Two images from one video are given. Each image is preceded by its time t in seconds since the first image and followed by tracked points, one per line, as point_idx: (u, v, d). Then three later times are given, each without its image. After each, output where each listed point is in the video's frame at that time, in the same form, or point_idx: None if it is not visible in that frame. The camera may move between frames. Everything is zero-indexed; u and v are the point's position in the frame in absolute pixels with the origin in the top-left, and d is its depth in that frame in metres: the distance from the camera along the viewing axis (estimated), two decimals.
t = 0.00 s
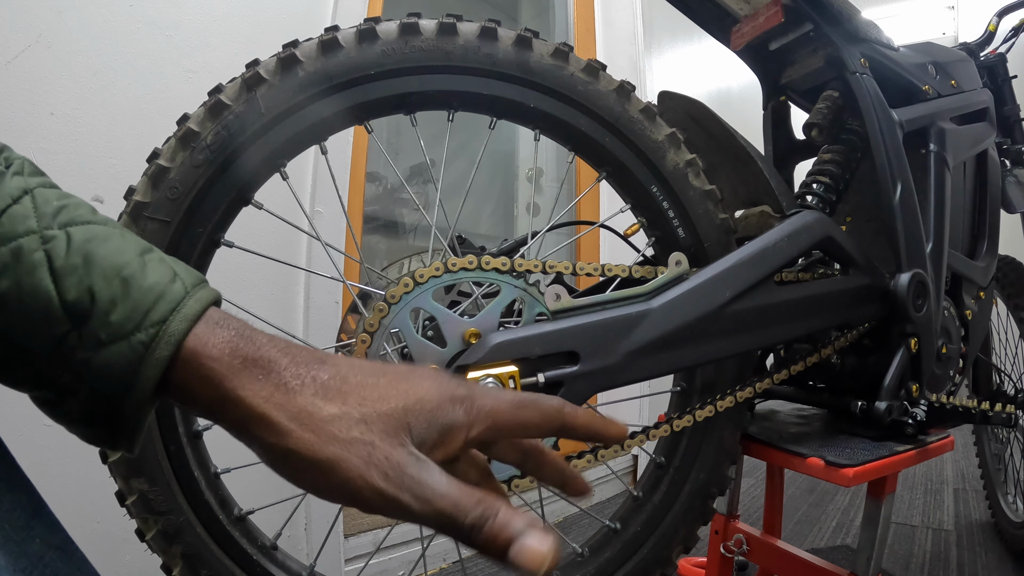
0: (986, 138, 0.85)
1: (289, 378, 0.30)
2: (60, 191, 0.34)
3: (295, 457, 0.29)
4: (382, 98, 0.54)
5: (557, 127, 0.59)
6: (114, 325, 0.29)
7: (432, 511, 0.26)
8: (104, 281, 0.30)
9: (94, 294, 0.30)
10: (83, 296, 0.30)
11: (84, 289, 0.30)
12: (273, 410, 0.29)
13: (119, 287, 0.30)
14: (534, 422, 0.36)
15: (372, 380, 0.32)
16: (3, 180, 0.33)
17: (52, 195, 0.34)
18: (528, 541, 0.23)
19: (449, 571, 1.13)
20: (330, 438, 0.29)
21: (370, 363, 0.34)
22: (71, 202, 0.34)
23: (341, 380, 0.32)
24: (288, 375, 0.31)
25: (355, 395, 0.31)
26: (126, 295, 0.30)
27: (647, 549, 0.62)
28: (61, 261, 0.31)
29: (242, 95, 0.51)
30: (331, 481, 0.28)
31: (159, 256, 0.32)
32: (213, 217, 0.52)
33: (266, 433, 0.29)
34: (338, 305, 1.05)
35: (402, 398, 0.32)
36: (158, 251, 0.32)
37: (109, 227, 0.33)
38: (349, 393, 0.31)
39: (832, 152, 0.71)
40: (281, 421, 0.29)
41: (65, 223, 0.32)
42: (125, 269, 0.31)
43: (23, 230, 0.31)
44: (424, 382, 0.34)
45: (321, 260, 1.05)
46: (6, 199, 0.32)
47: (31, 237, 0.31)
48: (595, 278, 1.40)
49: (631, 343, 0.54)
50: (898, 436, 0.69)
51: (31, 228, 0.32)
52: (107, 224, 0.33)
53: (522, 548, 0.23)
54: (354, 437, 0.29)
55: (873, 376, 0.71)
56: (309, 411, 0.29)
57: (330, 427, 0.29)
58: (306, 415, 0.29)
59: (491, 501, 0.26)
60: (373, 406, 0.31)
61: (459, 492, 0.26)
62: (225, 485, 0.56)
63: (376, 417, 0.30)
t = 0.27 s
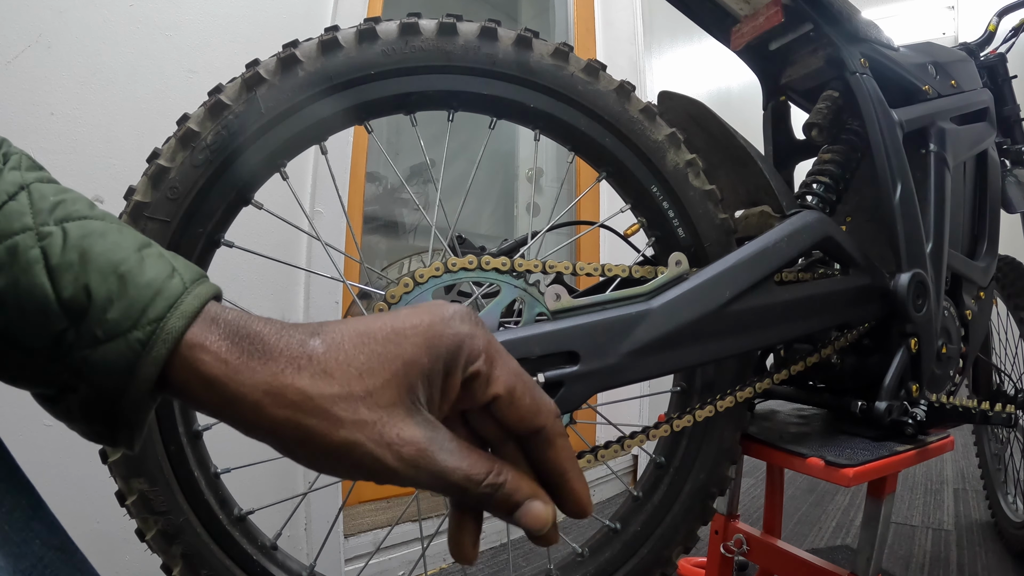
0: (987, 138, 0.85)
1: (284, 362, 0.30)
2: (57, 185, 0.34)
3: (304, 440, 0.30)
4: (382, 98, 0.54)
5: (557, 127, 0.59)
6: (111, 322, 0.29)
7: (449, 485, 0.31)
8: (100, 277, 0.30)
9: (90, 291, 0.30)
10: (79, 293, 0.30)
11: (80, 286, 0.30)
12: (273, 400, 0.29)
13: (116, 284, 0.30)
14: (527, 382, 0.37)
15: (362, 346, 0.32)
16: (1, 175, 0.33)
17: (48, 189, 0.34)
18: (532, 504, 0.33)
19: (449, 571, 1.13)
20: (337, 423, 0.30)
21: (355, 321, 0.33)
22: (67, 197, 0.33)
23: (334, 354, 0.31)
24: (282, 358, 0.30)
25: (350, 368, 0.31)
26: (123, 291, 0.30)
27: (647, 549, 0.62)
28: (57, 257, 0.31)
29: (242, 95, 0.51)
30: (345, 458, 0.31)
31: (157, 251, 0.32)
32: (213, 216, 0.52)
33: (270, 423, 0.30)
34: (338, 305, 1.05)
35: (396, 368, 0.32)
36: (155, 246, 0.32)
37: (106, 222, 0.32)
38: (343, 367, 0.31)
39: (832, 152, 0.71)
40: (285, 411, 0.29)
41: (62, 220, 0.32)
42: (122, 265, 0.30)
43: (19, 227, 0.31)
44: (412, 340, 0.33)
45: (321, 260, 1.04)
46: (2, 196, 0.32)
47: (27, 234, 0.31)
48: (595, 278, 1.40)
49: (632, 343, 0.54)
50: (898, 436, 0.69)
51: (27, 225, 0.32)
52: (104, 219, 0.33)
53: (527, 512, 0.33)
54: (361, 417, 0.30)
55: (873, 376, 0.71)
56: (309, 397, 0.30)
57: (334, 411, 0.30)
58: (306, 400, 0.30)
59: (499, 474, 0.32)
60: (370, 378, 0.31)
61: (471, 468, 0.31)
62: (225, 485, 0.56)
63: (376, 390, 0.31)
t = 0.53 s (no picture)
0: (987, 138, 0.85)
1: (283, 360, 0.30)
2: (56, 185, 0.34)
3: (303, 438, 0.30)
4: (383, 98, 0.54)
5: (557, 127, 0.59)
6: (112, 321, 0.29)
7: (448, 484, 0.30)
8: (100, 277, 0.30)
9: (90, 290, 0.30)
10: (79, 292, 0.30)
11: (80, 285, 0.30)
12: (271, 397, 0.29)
13: (116, 283, 0.30)
14: (525, 385, 0.37)
15: (361, 344, 0.32)
16: None
17: (47, 188, 0.34)
18: (536, 505, 0.33)
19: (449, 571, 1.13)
20: (335, 421, 0.30)
21: (355, 320, 0.33)
22: (67, 196, 0.33)
23: (332, 352, 0.31)
24: (280, 356, 0.30)
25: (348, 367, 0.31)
26: (123, 290, 0.30)
27: (647, 549, 0.62)
28: (56, 257, 0.31)
29: (242, 95, 0.51)
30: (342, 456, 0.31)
31: (157, 250, 0.32)
32: (213, 217, 0.52)
33: (268, 421, 0.30)
34: (338, 305, 1.05)
35: (395, 367, 0.32)
36: (155, 246, 0.32)
37: (105, 221, 0.32)
38: (342, 366, 0.31)
39: (832, 152, 0.71)
40: (283, 409, 0.30)
41: (61, 219, 0.32)
42: (122, 264, 0.30)
43: (19, 226, 0.31)
44: (411, 340, 0.33)
45: (321, 259, 1.04)
46: (1, 195, 0.32)
47: (26, 233, 0.31)
48: (595, 278, 1.40)
49: (631, 343, 0.54)
50: (898, 436, 0.69)
51: (27, 224, 0.32)
52: (104, 218, 0.33)
53: (530, 514, 0.32)
54: (359, 416, 0.30)
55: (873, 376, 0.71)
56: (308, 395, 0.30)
57: (332, 409, 0.30)
58: (305, 398, 0.30)
59: (500, 475, 0.32)
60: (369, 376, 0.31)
61: (471, 468, 0.31)
62: (225, 485, 0.56)
63: (374, 389, 0.31)
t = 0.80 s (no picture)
0: (987, 138, 0.85)
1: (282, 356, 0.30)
2: (56, 185, 0.34)
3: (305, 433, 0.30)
4: (382, 98, 0.54)
5: (557, 127, 0.59)
6: (111, 322, 0.29)
7: (453, 468, 0.29)
8: (100, 277, 0.30)
9: (90, 291, 0.30)
10: (78, 293, 0.30)
11: (80, 285, 0.30)
12: (271, 390, 0.29)
13: (116, 283, 0.30)
14: (526, 363, 0.36)
15: (359, 337, 0.32)
16: None
17: (48, 188, 0.34)
18: (550, 480, 0.30)
19: (449, 571, 1.13)
20: (335, 413, 0.30)
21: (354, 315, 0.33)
22: (67, 197, 0.33)
23: (331, 346, 0.31)
24: (279, 352, 0.30)
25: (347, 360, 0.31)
26: (123, 291, 0.30)
27: (647, 549, 0.62)
28: (56, 257, 0.31)
29: (242, 95, 0.51)
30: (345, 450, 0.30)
31: (157, 251, 0.32)
32: (212, 217, 0.52)
33: (268, 417, 0.30)
34: (338, 305, 1.05)
35: (394, 358, 0.31)
36: (155, 246, 0.32)
37: (105, 222, 0.32)
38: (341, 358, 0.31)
39: (832, 152, 0.71)
40: (283, 402, 0.29)
41: (61, 219, 0.32)
42: (122, 265, 0.31)
43: (19, 227, 0.31)
44: (409, 330, 0.32)
45: (321, 259, 1.04)
46: (1, 196, 0.32)
47: (26, 234, 0.31)
48: (595, 278, 1.40)
49: (631, 343, 0.54)
50: (898, 436, 0.69)
51: (27, 225, 0.32)
52: (103, 219, 0.33)
53: (545, 488, 0.29)
54: (360, 406, 0.30)
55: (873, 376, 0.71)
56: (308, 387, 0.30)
57: (333, 401, 0.30)
58: (305, 392, 0.30)
59: (509, 452, 0.30)
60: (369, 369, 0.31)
61: (478, 449, 0.29)
62: (225, 485, 0.56)
63: (374, 381, 0.31)
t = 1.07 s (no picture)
0: (986, 139, 0.85)
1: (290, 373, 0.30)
2: (58, 189, 0.34)
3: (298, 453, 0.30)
4: (382, 98, 0.54)
5: (557, 127, 0.59)
6: (111, 325, 0.29)
7: (439, 504, 0.28)
8: (100, 281, 0.30)
9: (89, 294, 0.30)
10: (78, 296, 0.30)
11: (80, 289, 0.30)
12: (272, 406, 0.29)
13: (117, 287, 0.30)
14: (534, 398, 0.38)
15: (368, 369, 0.32)
16: (1, 178, 0.33)
17: (48, 193, 0.33)
18: (532, 524, 0.27)
19: (449, 571, 1.13)
20: (333, 436, 0.29)
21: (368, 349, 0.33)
22: (68, 200, 0.33)
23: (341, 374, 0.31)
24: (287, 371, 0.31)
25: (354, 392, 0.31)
26: (123, 295, 0.30)
27: (647, 549, 0.62)
28: (57, 260, 0.31)
29: (242, 95, 0.51)
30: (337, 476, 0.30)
31: (157, 255, 0.32)
32: (212, 217, 0.52)
33: (264, 428, 0.30)
34: (338, 305, 1.05)
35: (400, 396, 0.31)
36: (155, 251, 0.32)
37: (106, 226, 0.33)
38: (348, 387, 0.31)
39: (832, 152, 0.71)
40: (283, 419, 0.29)
41: (62, 223, 0.32)
42: (123, 269, 0.31)
43: (20, 230, 0.31)
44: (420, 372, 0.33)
45: (321, 260, 1.04)
46: (1, 198, 0.32)
47: (27, 236, 0.31)
48: (595, 278, 1.40)
49: (631, 343, 0.54)
50: (898, 436, 0.69)
51: (28, 227, 0.32)
52: (103, 222, 0.33)
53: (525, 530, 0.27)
54: (360, 434, 0.30)
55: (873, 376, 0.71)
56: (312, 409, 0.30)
57: (334, 425, 0.30)
58: (306, 412, 0.30)
59: (493, 495, 0.28)
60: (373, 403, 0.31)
61: (465, 487, 0.28)
62: (225, 485, 0.56)
63: (376, 413, 0.31)
